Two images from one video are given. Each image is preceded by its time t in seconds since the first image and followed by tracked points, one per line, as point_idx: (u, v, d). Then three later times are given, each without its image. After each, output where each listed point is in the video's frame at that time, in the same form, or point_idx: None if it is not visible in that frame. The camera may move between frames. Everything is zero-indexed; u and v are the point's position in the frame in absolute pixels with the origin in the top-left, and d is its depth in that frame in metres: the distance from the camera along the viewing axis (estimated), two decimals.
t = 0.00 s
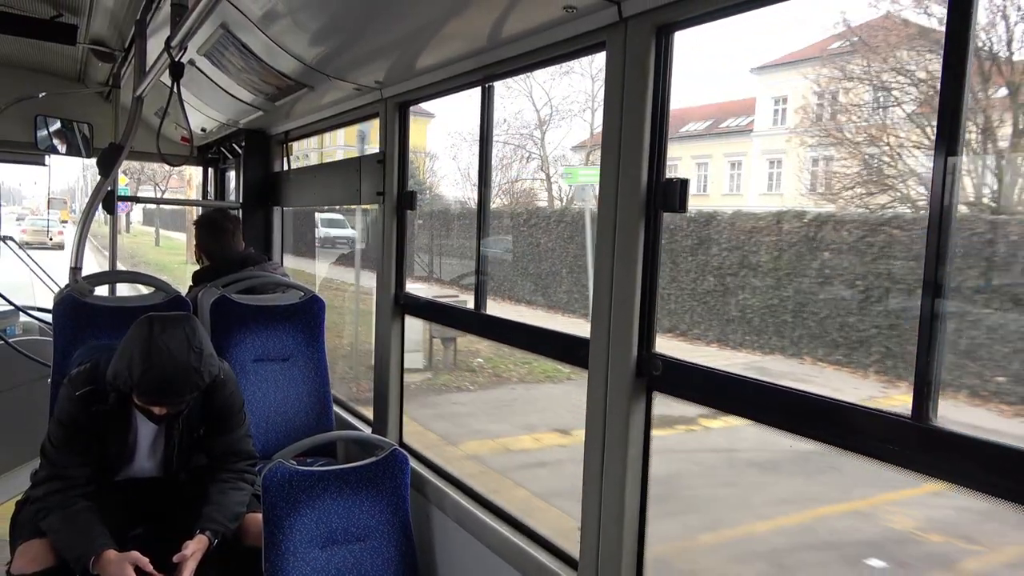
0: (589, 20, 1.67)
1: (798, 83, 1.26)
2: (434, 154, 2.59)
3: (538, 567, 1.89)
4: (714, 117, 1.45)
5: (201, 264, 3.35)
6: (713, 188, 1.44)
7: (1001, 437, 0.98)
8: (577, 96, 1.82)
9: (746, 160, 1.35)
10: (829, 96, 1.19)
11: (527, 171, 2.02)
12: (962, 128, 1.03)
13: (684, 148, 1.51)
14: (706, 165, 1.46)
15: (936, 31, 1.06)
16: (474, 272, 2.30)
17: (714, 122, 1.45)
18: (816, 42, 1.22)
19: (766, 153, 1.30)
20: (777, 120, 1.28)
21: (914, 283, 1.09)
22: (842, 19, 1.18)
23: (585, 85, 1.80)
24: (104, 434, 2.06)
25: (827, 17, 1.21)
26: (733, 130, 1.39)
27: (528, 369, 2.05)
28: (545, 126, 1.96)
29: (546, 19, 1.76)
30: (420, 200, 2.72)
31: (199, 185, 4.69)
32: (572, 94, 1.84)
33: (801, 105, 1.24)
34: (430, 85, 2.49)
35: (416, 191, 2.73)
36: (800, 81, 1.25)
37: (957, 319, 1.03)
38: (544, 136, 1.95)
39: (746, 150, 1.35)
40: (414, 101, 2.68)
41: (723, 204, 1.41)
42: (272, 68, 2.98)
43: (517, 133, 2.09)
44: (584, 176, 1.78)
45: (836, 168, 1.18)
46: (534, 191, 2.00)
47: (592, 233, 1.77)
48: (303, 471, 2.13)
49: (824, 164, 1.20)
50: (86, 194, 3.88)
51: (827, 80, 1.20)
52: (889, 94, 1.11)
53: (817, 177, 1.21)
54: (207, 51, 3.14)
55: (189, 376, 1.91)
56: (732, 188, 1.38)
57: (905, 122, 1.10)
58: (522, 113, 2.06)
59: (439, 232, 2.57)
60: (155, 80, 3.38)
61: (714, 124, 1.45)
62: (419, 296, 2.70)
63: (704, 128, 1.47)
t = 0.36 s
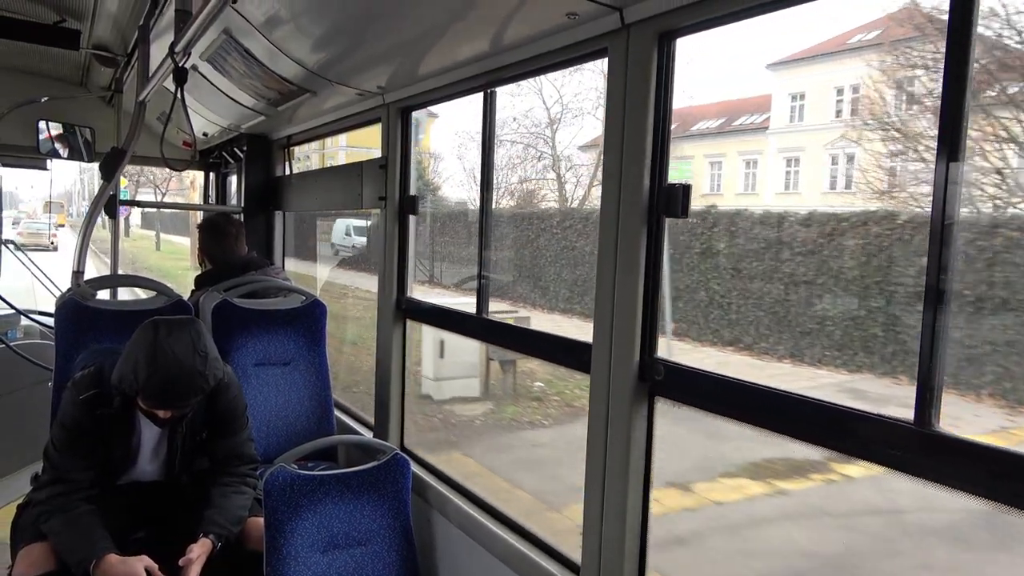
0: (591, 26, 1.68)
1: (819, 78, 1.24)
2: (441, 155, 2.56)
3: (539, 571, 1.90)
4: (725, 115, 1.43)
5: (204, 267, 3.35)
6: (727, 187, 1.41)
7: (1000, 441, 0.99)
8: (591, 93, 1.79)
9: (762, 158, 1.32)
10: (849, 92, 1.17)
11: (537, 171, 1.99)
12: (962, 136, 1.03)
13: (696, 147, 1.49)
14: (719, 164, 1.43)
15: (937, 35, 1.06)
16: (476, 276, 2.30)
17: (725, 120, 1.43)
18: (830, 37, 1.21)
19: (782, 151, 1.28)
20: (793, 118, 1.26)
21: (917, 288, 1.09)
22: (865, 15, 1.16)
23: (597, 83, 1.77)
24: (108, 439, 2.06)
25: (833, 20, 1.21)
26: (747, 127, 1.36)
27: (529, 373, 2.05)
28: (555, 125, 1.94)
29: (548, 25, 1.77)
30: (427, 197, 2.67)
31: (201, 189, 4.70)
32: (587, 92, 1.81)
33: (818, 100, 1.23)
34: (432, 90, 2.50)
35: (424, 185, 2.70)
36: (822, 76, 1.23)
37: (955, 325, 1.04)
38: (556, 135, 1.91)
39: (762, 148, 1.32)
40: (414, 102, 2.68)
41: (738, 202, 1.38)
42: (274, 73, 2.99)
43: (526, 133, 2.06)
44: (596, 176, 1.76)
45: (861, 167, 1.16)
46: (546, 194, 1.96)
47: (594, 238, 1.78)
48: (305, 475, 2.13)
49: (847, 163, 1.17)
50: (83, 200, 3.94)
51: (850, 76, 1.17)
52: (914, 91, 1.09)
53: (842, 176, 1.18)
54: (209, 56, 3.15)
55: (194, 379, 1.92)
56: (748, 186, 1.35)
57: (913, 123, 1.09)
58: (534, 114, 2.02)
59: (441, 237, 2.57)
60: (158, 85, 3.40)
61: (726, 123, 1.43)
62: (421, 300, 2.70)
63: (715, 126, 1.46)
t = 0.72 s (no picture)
0: (590, 27, 1.68)
1: (844, 73, 1.20)
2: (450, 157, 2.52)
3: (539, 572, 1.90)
4: (740, 113, 1.40)
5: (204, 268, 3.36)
6: (746, 186, 1.38)
7: (998, 442, 0.99)
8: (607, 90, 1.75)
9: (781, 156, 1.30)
10: (873, 87, 1.15)
11: (548, 170, 1.94)
12: (963, 134, 1.03)
13: (711, 145, 1.46)
14: (735, 162, 1.40)
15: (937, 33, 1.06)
16: (475, 277, 2.30)
17: (743, 117, 1.39)
18: (846, 33, 1.19)
19: (802, 148, 1.26)
20: (814, 113, 1.24)
21: (917, 290, 1.09)
22: (889, 7, 1.13)
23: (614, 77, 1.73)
24: (111, 440, 2.06)
25: (839, 17, 1.21)
26: (765, 125, 1.33)
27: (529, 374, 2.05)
28: (568, 122, 1.88)
29: (548, 27, 1.77)
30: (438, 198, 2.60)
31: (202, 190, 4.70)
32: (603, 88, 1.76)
33: (839, 96, 1.20)
34: (432, 91, 2.50)
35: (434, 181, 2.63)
36: (847, 71, 1.20)
37: (956, 326, 1.04)
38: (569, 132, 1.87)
39: (780, 146, 1.30)
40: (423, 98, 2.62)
41: (755, 202, 1.36)
42: (275, 75, 2.99)
43: (538, 131, 2.01)
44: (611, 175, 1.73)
45: (884, 165, 1.13)
46: (560, 194, 1.91)
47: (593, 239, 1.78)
48: (305, 476, 2.13)
49: (870, 160, 1.15)
50: (82, 201, 3.90)
51: (875, 71, 1.14)
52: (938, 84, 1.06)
53: (867, 173, 1.15)
54: (209, 57, 3.15)
55: (198, 381, 1.92)
56: (765, 185, 1.33)
57: (915, 122, 1.09)
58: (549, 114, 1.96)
59: (441, 238, 2.57)
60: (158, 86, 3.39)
61: (742, 120, 1.39)
62: (420, 301, 2.70)
63: (730, 124, 1.42)
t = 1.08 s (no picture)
0: (579, 25, 1.67)
1: (863, 69, 1.15)
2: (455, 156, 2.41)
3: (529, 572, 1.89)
4: (752, 110, 1.34)
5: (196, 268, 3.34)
6: (759, 186, 1.32)
7: (986, 440, 0.98)
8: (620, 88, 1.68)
9: (796, 155, 1.24)
10: (894, 83, 1.10)
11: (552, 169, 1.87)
12: (951, 130, 1.02)
13: (720, 144, 1.40)
14: (749, 161, 1.34)
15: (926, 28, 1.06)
16: (466, 277, 2.29)
17: (754, 115, 1.33)
18: (857, 32, 1.16)
19: (819, 146, 1.21)
20: (831, 111, 1.19)
21: (904, 288, 1.08)
22: (907, 1, 1.09)
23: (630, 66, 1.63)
24: (100, 441, 2.04)
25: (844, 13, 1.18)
26: (781, 123, 1.27)
27: (519, 374, 2.05)
28: (578, 121, 1.79)
29: (537, 25, 1.77)
30: (443, 198, 2.48)
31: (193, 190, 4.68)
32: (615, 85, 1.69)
33: (857, 94, 1.16)
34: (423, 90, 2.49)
35: (439, 180, 2.51)
36: (855, 68, 1.16)
37: (945, 325, 1.03)
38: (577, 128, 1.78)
39: (795, 145, 1.25)
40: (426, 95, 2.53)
41: (769, 203, 1.30)
42: (266, 73, 2.98)
43: (546, 129, 1.92)
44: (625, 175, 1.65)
45: (909, 166, 1.08)
46: (563, 193, 1.85)
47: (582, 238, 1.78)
48: (295, 477, 2.11)
49: (890, 160, 1.10)
50: (73, 200, 3.88)
51: (895, 66, 1.10)
52: (965, 81, 1.01)
53: (888, 174, 1.10)
54: (200, 56, 3.13)
55: (186, 381, 1.90)
56: (780, 186, 1.28)
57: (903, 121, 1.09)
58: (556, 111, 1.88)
59: (432, 237, 2.56)
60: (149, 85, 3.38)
61: (754, 118, 1.33)
62: (412, 301, 2.68)
63: (742, 122, 1.35)
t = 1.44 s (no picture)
0: (568, 19, 1.66)
1: (879, 63, 1.10)
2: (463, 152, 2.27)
3: (522, 569, 1.89)
4: (765, 106, 1.27)
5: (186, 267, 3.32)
6: (772, 185, 1.25)
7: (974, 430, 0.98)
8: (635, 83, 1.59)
9: (811, 153, 1.17)
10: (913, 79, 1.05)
11: (554, 166, 1.80)
12: (940, 123, 1.02)
13: (732, 141, 1.32)
14: (761, 159, 1.27)
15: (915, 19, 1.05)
16: (459, 273, 2.27)
17: (767, 111, 1.26)
18: (874, 25, 1.10)
19: (835, 144, 1.14)
20: (847, 108, 1.13)
21: (894, 282, 1.08)
22: None
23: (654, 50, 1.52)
24: (86, 442, 2.02)
25: (856, 6, 1.13)
26: (791, 119, 1.22)
27: (511, 370, 2.04)
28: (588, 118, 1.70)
29: (525, 18, 1.76)
30: (449, 197, 2.34)
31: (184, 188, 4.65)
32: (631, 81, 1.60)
33: (877, 88, 1.10)
34: (412, 85, 2.47)
35: (446, 177, 2.36)
36: (877, 63, 1.10)
37: (934, 316, 1.02)
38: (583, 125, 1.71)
39: (811, 143, 1.17)
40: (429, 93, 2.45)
41: (782, 203, 1.23)
42: (254, 70, 2.95)
43: (553, 126, 1.83)
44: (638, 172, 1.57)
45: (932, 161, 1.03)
46: (564, 191, 1.78)
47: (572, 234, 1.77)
48: (286, 475, 2.10)
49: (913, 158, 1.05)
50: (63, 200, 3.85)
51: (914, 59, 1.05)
52: (993, 75, 0.95)
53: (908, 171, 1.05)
54: (188, 53, 3.11)
55: (172, 381, 1.89)
56: (794, 185, 1.21)
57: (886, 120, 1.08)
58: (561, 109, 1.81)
59: (423, 233, 2.54)
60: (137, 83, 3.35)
61: (767, 114, 1.26)
62: (403, 299, 2.67)
63: (754, 119, 1.29)
